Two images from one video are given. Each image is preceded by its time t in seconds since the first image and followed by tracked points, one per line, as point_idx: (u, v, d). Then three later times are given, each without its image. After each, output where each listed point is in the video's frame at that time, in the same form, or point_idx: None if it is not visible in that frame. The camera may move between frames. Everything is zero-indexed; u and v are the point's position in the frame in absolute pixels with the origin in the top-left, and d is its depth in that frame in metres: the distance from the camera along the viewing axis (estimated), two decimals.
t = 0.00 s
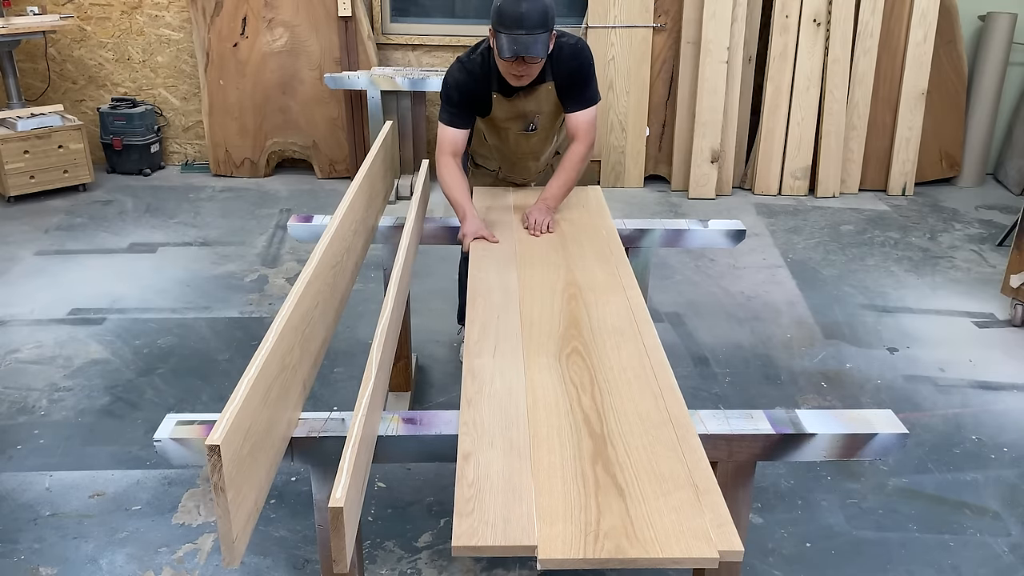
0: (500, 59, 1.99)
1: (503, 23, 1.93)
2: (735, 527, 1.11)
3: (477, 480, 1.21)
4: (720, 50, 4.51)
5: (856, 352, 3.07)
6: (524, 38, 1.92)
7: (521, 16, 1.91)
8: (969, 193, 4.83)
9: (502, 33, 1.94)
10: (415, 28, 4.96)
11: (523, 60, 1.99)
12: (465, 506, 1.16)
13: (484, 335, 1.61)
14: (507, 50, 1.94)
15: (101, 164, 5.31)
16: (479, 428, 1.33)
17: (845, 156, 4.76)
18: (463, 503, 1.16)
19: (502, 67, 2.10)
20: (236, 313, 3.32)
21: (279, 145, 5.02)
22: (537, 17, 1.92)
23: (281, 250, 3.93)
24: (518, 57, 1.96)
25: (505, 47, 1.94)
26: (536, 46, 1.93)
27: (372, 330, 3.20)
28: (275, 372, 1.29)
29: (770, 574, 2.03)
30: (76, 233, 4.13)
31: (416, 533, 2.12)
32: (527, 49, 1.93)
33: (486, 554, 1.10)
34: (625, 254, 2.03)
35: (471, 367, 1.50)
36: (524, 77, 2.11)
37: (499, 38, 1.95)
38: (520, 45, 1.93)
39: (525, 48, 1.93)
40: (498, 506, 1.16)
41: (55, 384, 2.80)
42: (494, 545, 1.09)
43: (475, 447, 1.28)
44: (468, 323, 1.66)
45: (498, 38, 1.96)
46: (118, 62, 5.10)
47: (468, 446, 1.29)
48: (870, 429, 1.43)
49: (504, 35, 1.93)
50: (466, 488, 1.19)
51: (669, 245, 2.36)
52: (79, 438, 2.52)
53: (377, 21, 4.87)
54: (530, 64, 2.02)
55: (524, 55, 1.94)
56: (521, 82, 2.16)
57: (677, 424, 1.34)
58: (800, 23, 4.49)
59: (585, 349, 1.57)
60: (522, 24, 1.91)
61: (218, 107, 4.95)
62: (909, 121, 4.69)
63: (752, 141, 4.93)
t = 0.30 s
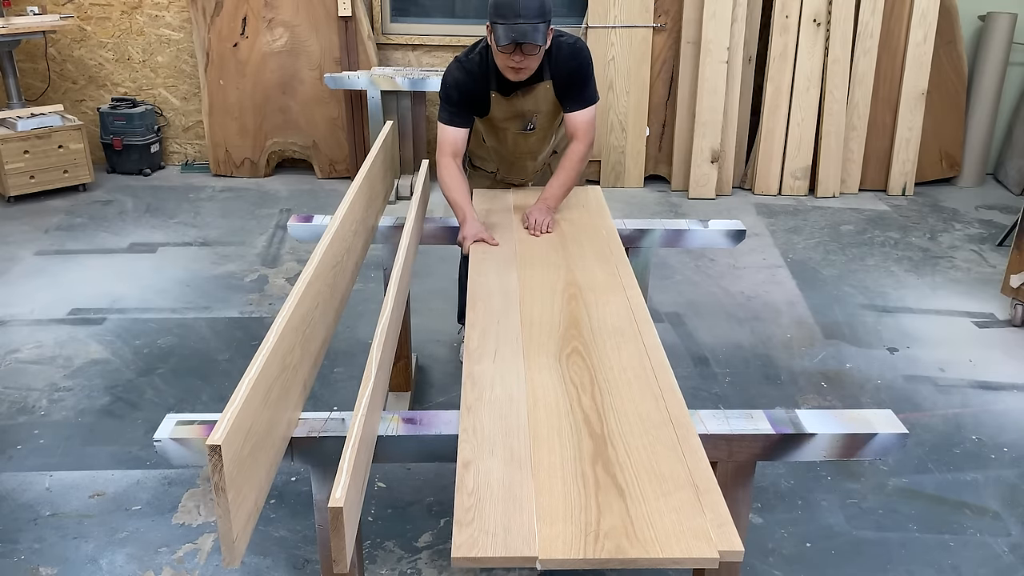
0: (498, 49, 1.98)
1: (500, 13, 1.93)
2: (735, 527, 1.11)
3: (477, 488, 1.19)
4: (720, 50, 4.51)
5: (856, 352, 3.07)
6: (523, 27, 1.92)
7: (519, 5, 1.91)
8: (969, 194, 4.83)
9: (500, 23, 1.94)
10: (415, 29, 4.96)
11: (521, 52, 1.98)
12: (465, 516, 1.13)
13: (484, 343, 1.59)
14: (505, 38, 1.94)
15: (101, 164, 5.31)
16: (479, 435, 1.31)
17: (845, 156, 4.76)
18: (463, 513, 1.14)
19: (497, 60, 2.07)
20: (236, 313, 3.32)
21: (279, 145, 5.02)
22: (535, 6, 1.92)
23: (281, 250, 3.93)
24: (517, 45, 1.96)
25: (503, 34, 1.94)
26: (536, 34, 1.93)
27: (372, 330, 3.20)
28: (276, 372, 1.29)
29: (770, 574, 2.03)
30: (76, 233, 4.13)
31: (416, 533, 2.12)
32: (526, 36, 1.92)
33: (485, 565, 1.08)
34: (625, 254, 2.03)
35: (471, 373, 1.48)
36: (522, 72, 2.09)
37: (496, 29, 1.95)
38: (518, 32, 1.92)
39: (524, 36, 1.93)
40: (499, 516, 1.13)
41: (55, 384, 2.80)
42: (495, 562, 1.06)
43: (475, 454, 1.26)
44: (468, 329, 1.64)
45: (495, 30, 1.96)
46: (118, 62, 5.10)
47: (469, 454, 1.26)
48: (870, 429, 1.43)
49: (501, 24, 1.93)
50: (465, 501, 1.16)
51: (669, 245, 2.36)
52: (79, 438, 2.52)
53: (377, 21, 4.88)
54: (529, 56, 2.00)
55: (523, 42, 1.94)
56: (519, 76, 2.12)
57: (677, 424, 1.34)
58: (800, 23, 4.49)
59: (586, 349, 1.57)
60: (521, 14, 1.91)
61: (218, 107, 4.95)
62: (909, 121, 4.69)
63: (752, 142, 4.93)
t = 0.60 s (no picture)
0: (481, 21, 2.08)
1: None
2: (735, 527, 1.11)
3: (478, 492, 1.19)
4: (720, 50, 4.51)
5: (856, 352, 3.07)
6: (502, 3, 2.00)
7: None
8: (969, 194, 4.83)
9: None
10: (415, 29, 4.96)
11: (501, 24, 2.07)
12: (466, 519, 1.13)
13: (484, 345, 1.59)
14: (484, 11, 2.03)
15: (101, 164, 5.31)
16: (479, 438, 1.31)
17: (845, 156, 4.76)
18: (462, 518, 1.14)
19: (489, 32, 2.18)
20: (236, 313, 3.32)
21: (279, 145, 5.02)
22: None
23: (281, 250, 3.93)
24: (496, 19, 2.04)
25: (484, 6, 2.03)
26: (513, 11, 2.01)
27: (372, 330, 3.20)
28: (276, 373, 1.29)
29: (770, 574, 2.03)
30: (76, 233, 4.13)
31: (416, 533, 2.12)
32: (503, 11, 2.00)
33: (485, 569, 1.08)
34: (625, 254, 2.03)
35: (471, 376, 1.48)
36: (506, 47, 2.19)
37: None
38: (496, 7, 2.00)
39: (501, 12, 2.01)
40: (499, 520, 1.13)
41: (55, 384, 2.80)
42: (495, 563, 1.06)
43: (475, 457, 1.26)
44: (468, 331, 1.64)
45: None
46: (118, 62, 5.10)
47: (469, 457, 1.26)
48: (870, 429, 1.43)
49: None
50: (466, 503, 1.17)
51: (669, 245, 2.36)
52: (79, 438, 2.52)
53: (377, 21, 4.88)
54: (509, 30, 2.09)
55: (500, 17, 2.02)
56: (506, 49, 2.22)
57: (677, 425, 1.34)
58: (800, 23, 4.49)
59: (586, 349, 1.57)
60: None
61: (218, 107, 4.95)
62: (909, 121, 4.69)
63: (752, 141, 4.93)
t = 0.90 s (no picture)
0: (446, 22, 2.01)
1: None
2: (735, 527, 1.11)
3: (478, 492, 1.19)
4: (720, 50, 4.51)
5: (856, 352, 3.07)
6: (471, 5, 1.93)
7: None
8: (969, 194, 4.83)
9: None
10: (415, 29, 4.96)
11: (469, 28, 2.01)
12: (466, 520, 1.13)
13: (484, 344, 1.59)
14: (452, 14, 1.95)
15: (101, 164, 5.31)
16: (479, 437, 1.31)
17: (845, 156, 4.76)
18: (463, 518, 1.14)
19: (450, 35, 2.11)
20: (236, 313, 3.32)
21: (279, 145, 5.02)
22: None
23: (281, 250, 3.93)
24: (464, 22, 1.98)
25: (451, 10, 1.95)
26: (483, 13, 1.94)
27: (372, 330, 3.20)
28: (276, 373, 1.29)
29: (770, 574, 2.03)
30: (76, 234, 4.13)
31: (416, 533, 2.12)
32: (472, 14, 1.94)
33: (485, 569, 1.08)
34: (625, 254, 2.03)
35: (471, 375, 1.48)
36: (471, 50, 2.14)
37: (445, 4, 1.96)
38: (467, 11, 1.93)
39: (470, 14, 1.94)
40: (499, 521, 1.13)
41: (55, 384, 2.80)
42: (495, 562, 1.06)
43: (475, 457, 1.26)
44: (468, 331, 1.64)
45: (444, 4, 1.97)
46: (118, 62, 5.10)
47: (469, 457, 1.26)
48: (870, 429, 1.43)
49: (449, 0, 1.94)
50: (466, 502, 1.17)
51: (669, 245, 2.36)
52: (79, 438, 2.52)
53: (377, 21, 4.88)
54: (476, 33, 2.03)
55: (469, 20, 1.95)
56: (469, 50, 2.16)
57: (677, 425, 1.34)
58: (800, 23, 4.49)
59: (586, 349, 1.57)
60: None
61: (218, 107, 4.95)
62: (909, 121, 4.69)
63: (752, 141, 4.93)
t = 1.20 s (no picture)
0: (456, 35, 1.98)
1: None
2: (735, 527, 1.12)
3: (477, 493, 1.19)
4: (720, 50, 4.51)
5: (856, 352, 3.07)
6: (480, 13, 1.92)
7: None
8: (969, 194, 4.83)
9: (457, 9, 1.93)
10: (415, 29, 4.96)
11: (478, 38, 1.99)
12: (466, 520, 1.13)
13: (483, 344, 1.59)
14: (462, 24, 1.94)
15: (101, 164, 5.31)
16: (479, 438, 1.31)
17: (845, 156, 4.76)
18: (463, 518, 1.14)
19: (456, 46, 2.08)
20: (236, 313, 3.32)
21: (279, 145, 5.02)
22: None
23: (281, 250, 3.93)
24: (474, 31, 1.96)
25: (460, 21, 1.94)
26: (493, 20, 1.94)
27: (371, 330, 3.20)
28: (275, 373, 1.28)
29: (770, 574, 2.03)
30: (75, 233, 4.13)
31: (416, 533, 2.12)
32: (482, 22, 1.93)
33: (485, 570, 1.08)
34: (625, 254, 2.03)
35: (471, 376, 1.48)
36: (480, 60, 2.12)
37: (454, 15, 1.94)
38: (475, 19, 1.93)
39: (480, 22, 1.93)
40: (499, 520, 1.13)
41: (55, 384, 2.80)
42: (495, 561, 1.06)
43: (475, 457, 1.26)
44: (468, 331, 1.64)
45: (453, 15, 1.95)
46: (118, 62, 5.10)
47: (469, 458, 1.26)
48: (870, 429, 1.43)
49: (459, 11, 1.93)
50: (466, 502, 1.17)
51: (669, 245, 2.36)
52: (79, 438, 2.52)
53: (376, 21, 4.88)
54: (485, 43, 2.02)
55: (480, 28, 1.94)
56: (476, 61, 2.13)
57: (677, 425, 1.34)
58: (800, 23, 4.49)
59: (586, 349, 1.57)
60: None
61: (218, 107, 4.95)
62: (909, 121, 4.69)
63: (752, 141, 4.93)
